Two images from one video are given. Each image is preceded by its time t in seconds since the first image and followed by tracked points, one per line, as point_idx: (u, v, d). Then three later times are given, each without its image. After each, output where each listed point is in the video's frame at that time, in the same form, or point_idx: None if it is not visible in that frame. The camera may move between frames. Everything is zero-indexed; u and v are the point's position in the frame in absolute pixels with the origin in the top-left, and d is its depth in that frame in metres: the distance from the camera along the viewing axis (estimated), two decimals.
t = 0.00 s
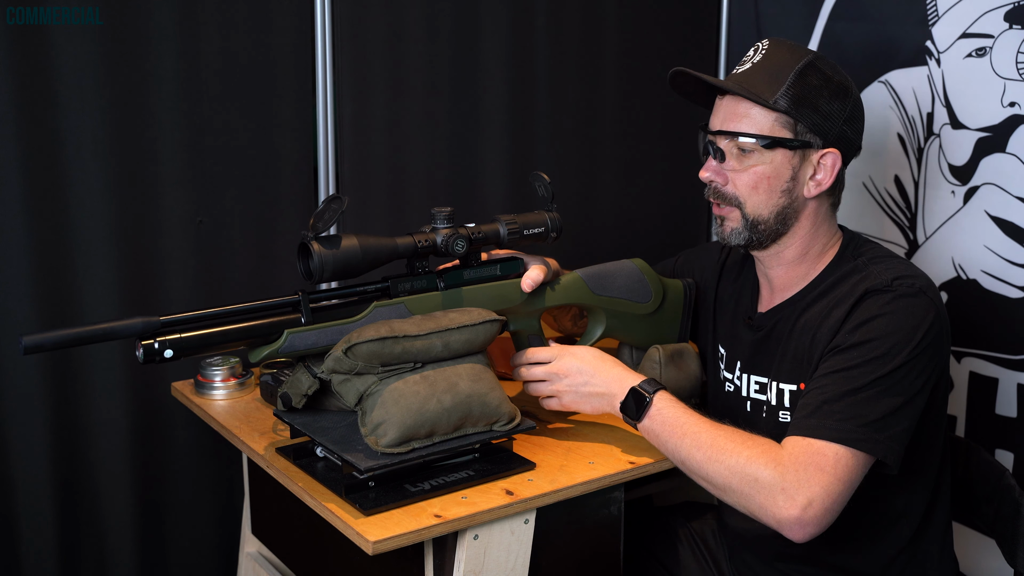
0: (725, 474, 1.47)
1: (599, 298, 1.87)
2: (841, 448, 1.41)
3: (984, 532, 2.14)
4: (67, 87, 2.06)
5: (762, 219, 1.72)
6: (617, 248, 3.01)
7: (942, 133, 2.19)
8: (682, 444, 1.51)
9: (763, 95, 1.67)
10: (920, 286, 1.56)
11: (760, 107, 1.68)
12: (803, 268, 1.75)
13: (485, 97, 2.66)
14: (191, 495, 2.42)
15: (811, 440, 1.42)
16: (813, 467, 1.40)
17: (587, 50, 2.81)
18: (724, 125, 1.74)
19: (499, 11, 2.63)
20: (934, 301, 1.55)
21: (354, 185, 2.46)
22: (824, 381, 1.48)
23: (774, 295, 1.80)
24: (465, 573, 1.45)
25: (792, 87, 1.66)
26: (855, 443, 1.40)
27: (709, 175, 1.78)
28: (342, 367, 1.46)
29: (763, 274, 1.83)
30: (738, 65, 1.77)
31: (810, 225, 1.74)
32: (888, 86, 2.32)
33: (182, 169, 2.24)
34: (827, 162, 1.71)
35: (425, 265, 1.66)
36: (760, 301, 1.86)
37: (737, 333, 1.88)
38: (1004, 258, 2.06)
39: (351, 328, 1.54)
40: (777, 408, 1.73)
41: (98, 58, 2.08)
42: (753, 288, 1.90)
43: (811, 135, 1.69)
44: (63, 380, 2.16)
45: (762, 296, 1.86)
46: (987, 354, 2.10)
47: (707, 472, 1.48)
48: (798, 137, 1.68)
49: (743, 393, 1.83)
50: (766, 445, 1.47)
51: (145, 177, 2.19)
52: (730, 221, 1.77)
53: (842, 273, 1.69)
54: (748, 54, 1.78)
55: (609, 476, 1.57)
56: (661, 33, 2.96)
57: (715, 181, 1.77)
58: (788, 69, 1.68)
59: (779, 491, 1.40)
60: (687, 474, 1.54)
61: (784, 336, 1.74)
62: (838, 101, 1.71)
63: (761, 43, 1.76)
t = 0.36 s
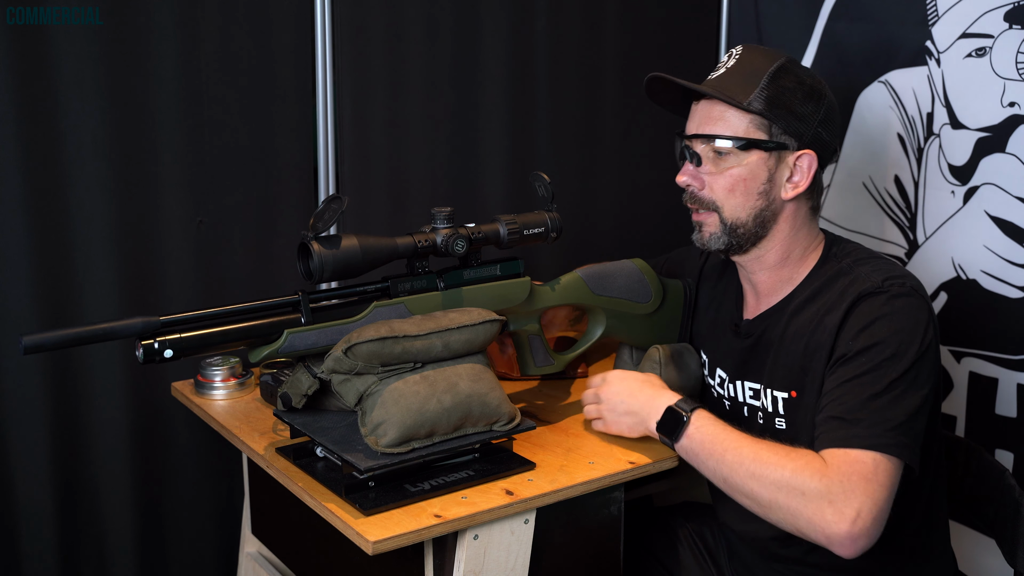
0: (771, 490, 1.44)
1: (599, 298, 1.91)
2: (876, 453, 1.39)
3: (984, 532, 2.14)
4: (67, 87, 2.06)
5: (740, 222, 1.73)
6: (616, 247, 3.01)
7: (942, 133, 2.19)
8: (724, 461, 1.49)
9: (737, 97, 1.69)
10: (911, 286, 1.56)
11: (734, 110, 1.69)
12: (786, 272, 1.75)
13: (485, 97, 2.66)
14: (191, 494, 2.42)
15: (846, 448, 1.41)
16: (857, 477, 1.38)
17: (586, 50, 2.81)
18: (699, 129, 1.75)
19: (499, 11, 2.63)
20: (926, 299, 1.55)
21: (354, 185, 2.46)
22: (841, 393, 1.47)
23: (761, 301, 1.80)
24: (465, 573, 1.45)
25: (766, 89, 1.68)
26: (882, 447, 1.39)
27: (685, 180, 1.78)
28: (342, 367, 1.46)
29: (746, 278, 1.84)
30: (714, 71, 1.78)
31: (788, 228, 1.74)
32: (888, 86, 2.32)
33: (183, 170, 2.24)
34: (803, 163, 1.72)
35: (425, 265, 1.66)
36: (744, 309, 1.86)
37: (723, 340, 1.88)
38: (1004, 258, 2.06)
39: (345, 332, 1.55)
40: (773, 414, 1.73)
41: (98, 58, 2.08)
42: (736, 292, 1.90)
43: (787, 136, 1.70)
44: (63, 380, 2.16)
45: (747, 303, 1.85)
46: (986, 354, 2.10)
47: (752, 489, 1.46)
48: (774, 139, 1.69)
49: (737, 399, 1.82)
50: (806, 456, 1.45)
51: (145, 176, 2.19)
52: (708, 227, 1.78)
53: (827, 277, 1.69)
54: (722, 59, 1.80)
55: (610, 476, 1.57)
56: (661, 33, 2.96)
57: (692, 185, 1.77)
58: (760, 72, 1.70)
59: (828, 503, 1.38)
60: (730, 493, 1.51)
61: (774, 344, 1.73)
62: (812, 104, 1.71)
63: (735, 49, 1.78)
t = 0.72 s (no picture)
0: (768, 479, 1.39)
1: (599, 298, 1.90)
2: (872, 446, 1.39)
3: (984, 532, 2.14)
4: (67, 86, 2.06)
5: (733, 220, 1.74)
6: (616, 247, 3.01)
7: (942, 133, 2.19)
8: (720, 448, 1.42)
9: (726, 98, 1.69)
10: (895, 277, 1.58)
11: (724, 110, 1.69)
12: (777, 269, 1.77)
13: (485, 97, 2.66)
14: (191, 494, 2.42)
15: (844, 440, 1.39)
16: (858, 468, 1.37)
17: (586, 50, 2.81)
18: (689, 130, 1.75)
19: (499, 11, 2.63)
20: (910, 289, 1.58)
21: (355, 185, 2.46)
22: (827, 383, 1.47)
23: (752, 297, 1.82)
24: (465, 573, 1.45)
25: (754, 89, 1.68)
26: (873, 440, 1.38)
27: (678, 180, 1.79)
28: (342, 367, 1.46)
29: (737, 276, 1.85)
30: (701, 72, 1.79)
31: (780, 225, 1.75)
32: (888, 86, 2.32)
33: (182, 170, 2.24)
34: (792, 161, 1.73)
35: (425, 265, 1.66)
36: (737, 305, 1.88)
37: (717, 336, 1.91)
38: (1004, 258, 2.06)
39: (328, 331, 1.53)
40: (762, 409, 1.75)
41: (98, 57, 2.08)
42: (730, 294, 1.93)
43: (776, 135, 1.70)
44: (63, 380, 2.16)
45: (739, 301, 1.88)
46: (986, 354, 2.10)
47: (748, 476, 1.40)
48: (763, 138, 1.70)
49: (727, 397, 1.84)
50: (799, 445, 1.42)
51: (145, 176, 2.19)
52: (702, 226, 1.78)
53: (816, 270, 1.70)
54: (709, 61, 1.80)
55: (609, 476, 1.57)
56: (661, 33, 2.96)
57: (684, 185, 1.78)
58: (747, 72, 1.70)
59: (829, 495, 1.35)
60: (718, 480, 1.45)
61: (764, 341, 1.75)
62: (799, 102, 1.72)
63: (721, 50, 1.78)
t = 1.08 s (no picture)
0: (777, 481, 1.47)
1: (601, 270, 1.90)
2: (881, 443, 1.43)
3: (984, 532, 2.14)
4: (66, 86, 2.06)
5: (743, 226, 1.74)
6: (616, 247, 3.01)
7: (942, 133, 2.19)
8: (729, 453, 1.51)
9: (730, 105, 1.69)
10: (911, 277, 1.61)
11: (729, 118, 1.69)
12: (791, 265, 1.77)
13: (485, 96, 2.66)
14: (191, 495, 2.41)
15: (852, 439, 1.44)
16: (864, 464, 1.41)
17: (586, 50, 2.81)
18: (696, 137, 1.75)
19: (499, 10, 2.63)
20: (925, 289, 1.60)
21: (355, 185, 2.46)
22: (845, 382, 1.50)
23: (764, 294, 1.81)
24: (465, 573, 1.45)
25: (758, 95, 1.67)
26: (885, 435, 1.43)
27: (687, 187, 1.79)
28: (342, 367, 1.46)
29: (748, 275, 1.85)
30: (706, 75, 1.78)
31: (792, 224, 1.75)
32: (888, 86, 2.32)
33: (183, 170, 2.24)
34: (801, 162, 1.72)
35: (421, 259, 1.65)
36: (748, 301, 1.88)
37: (724, 334, 1.90)
38: (1004, 258, 2.06)
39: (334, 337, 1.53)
40: (766, 406, 1.75)
41: (98, 57, 2.08)
42: (737, 287, 1.93)
43: (783, 138, 1.70)
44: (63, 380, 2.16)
45: (749, 296, 1.87)
46: (987, 354, 2.10)
47: (758, 480, 1.48)
48: (770, 142, 1.69)
49: (730, 392, 1.84)
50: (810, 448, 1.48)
51: (145, 176, 2.19)
52: (713, 229, 1.79)
53: (830, 267, 1.72)
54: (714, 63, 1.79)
55: (609, 476, 1.56)
56: (661, 32, 2.96)
57: (694, 192, 1.78)
58: (751, 76, 1.69)
59: (836, 492, 1.41)
60: (733, 486, 1.53)
61: (773, 333, 1.76)
62: (805, 100, 1.71)
63: (726, 52, 1.78)
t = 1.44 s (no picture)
0: (769, 479, 1.47)
1: (603, 281, 1.89)
2: (871, 435, 1.43)
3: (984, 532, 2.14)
4: (66, 86, 2.06)
5: (739, 232, 1.74)
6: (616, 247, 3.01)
7: (942, 133, 2.19)
8: (722, 454, 1.51)
9: (729, 114, 1.68)
10: (898, 271, 1.62)
11: (728, 128, 1.68)
12: (783, 267, 1.78)
13: (485, 96, 2.66)
14: (191, 494, 2.42)
15: (841, 433, 1.45)
16: (854, 460, 1.41)
17: (586, 50, 2.81)
18: (693, 145, 1.74)
19: (499, 10, 2.63)
20: (912, 284, 1.62)
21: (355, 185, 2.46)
22: (834, 376, 1.52)
23: (756, 295, 1.83)
24: (465, 573, 1.45)
25: (757, 103, 1.67)
26: (879, 428, 1.43)
27: (683, 194, 1.78)
28: (342, 367, 1.46)
29: (742, 276, 1.86)
30: (704, 80, 1.77)
31: (785, 230, 1.76)
32: (888, 86, 2.32)
33: (183, 170, 2.24)
34: (798, 170, 1.72)
35: (426, 263, 1.65)
36: (738, 302, 1.89)
37: (715, 334, 1.91)
38: (1004, 258, 2.06)
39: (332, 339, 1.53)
40: (761, 407, 1.75)
41: (98, 57, 2.08)
42: (730, 290, 1.94)
43: (781, 147, 1.70)
44: (63, 380, 2.16)
45: (741, 297, 1.89)
46: (987, 354, 2.10)
47: (750, 479, 1.48)
48: (769, 151, 1.69)
49: (725, 394, 1.84)
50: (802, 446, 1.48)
51: (145, 176, 2.19)
52: (708, 235, 1.79)
53: (818, 268, 1.74)
54: (712, 67, 1.79)
55: (609, 475, 1.57)
56: (661, 32, 2.96)
57: (691, 199, 1.77)
58: (749, 84, 1.68)
59: (827, 488, 1.41)
60: (728, 485, 1.53)
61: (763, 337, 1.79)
62: (805, 106, 1.71)
63: (725, 56, 1.77)
